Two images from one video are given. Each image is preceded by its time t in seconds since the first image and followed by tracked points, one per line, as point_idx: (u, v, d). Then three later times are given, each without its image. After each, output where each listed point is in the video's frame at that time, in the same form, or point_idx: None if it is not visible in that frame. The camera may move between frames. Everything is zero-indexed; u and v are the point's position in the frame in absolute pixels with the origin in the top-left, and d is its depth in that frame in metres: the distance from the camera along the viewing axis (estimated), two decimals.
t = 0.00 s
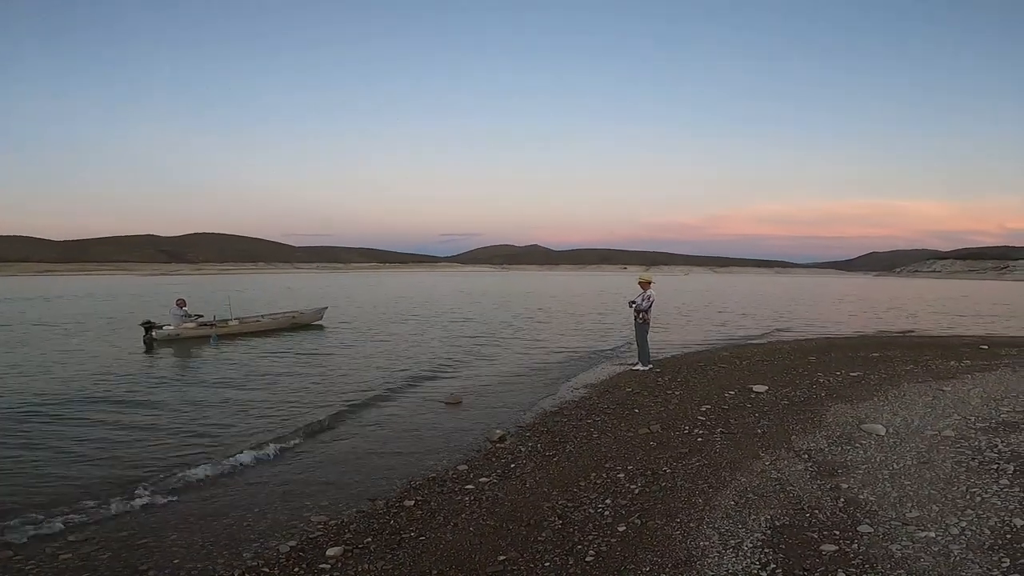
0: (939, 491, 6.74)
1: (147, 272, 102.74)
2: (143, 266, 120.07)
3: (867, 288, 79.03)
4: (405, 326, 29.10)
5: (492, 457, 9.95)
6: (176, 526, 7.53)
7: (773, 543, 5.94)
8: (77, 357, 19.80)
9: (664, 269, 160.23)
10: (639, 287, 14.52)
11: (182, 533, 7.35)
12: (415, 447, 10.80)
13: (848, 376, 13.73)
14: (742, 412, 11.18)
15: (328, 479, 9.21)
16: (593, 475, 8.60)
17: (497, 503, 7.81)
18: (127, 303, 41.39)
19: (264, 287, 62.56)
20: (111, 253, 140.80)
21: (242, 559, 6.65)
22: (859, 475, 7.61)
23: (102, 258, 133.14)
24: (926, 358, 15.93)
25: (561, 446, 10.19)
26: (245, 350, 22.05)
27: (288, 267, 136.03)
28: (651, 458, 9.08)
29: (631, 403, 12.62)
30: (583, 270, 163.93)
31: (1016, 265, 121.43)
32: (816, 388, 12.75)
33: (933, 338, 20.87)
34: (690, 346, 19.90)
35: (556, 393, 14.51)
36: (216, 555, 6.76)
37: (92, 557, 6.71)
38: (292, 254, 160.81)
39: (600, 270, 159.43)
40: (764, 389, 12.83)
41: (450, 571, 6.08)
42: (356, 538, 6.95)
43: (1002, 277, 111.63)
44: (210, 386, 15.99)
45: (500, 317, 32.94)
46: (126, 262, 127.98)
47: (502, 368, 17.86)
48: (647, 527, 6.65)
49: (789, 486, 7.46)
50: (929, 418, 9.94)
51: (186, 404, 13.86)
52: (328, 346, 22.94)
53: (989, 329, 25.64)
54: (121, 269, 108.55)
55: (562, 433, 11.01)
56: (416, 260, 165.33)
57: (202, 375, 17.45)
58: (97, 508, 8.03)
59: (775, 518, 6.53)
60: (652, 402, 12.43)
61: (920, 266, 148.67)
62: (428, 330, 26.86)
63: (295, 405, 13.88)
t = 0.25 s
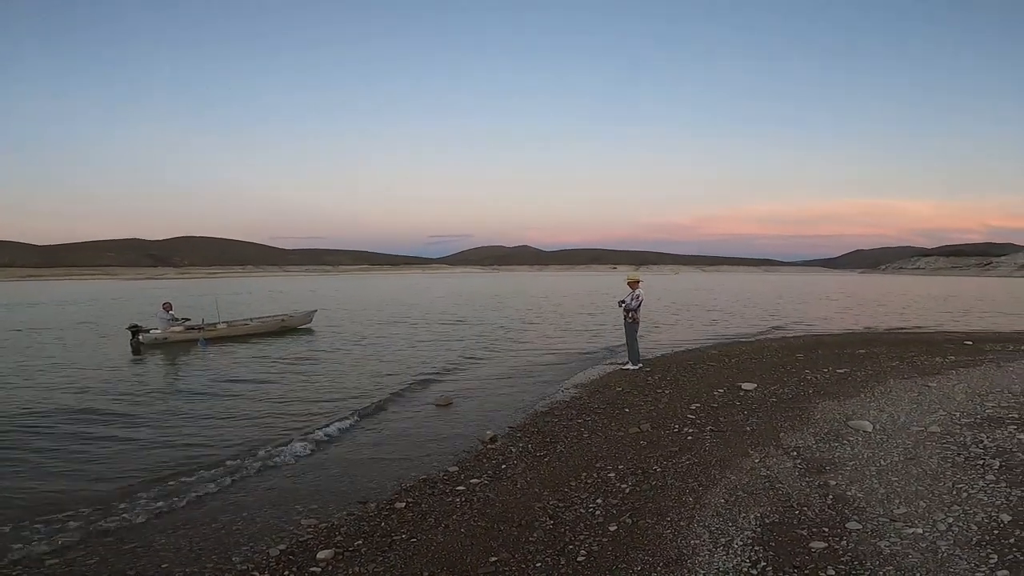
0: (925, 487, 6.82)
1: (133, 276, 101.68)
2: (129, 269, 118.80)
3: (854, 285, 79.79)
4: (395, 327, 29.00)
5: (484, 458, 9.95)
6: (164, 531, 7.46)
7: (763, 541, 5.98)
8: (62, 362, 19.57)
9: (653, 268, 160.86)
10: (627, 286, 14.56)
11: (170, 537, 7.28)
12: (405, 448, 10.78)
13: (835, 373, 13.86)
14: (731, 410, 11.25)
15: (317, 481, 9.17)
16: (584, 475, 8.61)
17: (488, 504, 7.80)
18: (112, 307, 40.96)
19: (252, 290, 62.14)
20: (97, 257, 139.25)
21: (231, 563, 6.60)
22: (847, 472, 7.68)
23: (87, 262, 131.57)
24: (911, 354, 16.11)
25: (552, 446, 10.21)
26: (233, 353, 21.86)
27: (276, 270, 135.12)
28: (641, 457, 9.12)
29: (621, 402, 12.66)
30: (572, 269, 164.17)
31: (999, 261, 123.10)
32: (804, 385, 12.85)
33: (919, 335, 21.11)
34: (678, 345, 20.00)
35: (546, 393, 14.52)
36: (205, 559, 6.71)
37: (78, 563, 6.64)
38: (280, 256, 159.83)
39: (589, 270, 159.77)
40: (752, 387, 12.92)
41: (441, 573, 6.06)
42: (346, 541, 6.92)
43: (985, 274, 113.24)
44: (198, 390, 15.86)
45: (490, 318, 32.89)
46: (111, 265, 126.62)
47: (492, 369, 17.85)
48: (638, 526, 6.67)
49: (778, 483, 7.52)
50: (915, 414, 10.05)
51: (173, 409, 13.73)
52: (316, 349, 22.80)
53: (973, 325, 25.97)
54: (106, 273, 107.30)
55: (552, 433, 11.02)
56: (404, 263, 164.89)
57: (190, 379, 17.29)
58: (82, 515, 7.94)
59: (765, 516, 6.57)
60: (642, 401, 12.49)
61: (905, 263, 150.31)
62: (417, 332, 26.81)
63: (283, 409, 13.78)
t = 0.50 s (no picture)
0: (910, 486, 6.89)
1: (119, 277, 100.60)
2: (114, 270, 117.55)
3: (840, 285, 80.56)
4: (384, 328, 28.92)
5: (473, 459, 9.95)
6: (148, 533, 7.41)
7: (750, 540, 6.03)
8: (46, 364, 19.34)
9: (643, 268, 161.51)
10: (617, 287, 14.63)
11: (155, 540, 7.21)
12: (394, 449, 10.76)
13: (822, 373, 14.00)
14: (719, 410, 11.32)
15: (306, 483, 9.13)
16: (574, 475, 8.63)
17: (478, 505, 7.80)
18: (98, 308, 40.54)
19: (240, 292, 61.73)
20: (82, 258, 137.69)
21: (217, 565, 6.55)
22: (833, 471, 7.76)
23: (71, 263, 130.05)
24: (896, 354, 16.29)
25: (542, 446, 10.23)
26: (220, 355, 21.73)
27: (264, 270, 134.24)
28: (630, 458, 9.15)
29: (611, 403, 12.71)
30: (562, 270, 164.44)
31: (982, 261, 124.79)
32: (791, 385, 12.97)
33: (904, 334, 21.35)
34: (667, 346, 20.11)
35: (536, 394, 14.55)
36: (191, 561, 6.66)
37: (62, 566, 6.56)
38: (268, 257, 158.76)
39: (579, 270, 160.16)
40: (740, 386, 13.03)
41: (430, 575, 6.06)
42: (334, 543, 6.89)
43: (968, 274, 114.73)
44: (186, 391, 15.74)
45: (479, 319, 32.90)
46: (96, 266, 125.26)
47: (482, 370, 17.86)
48: (627, 526, 6.70)
49: (766, 483, 7.58)
50: (900, 414, 10.17)
51: (160, 411, 13.62)
52: (305, 350, 22.72)
53: (957, 324, 26.31)
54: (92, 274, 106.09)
55: (542, 433, 11.04)
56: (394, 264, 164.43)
57: (177, 381, 17.15)
58: (65, 517, 7.86)
59: (752, 515, 6.63)
60: (631, 401, 12.55)
61: (891, 263, 152.00)
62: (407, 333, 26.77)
63: (272, 410, 13.72)
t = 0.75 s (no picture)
0: (891, 489, 7.01)
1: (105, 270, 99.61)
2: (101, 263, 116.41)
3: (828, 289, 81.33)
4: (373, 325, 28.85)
5: (461, 457, 9.98)
6: (131, 530, 7.37)
7: (734, 541, 6.11)
8: (31, 357, 19.14)
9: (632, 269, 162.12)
10: (606, 287, 14.72)
11: (137, 537, 7.18)
12: (382, 448, 10.76)
13: (807, 376, 14.16)
14: (706, 412, 11.42)
15: (292, 480, 9.11)
16: (561, 475, 8.68)
17: (465, 505, 7.82)
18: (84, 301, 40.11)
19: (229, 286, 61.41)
20: (67, 250, 136.21)
21: (200, 563, 6.52)
22: (817, 473, 7.86)
23: (55, 255, 128.38)
24: (880, 358, 16.50)
25: (529, 446, 10.27)
26: (208, 350, 21.60)
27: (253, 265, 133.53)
28: (617, 458, 9.22)
29: (599, 403, 12.78)
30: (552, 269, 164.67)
31: (966, 266, 126.38)
32: (777, 387, 13.11)
33: (889, 338, 21.61)
34: (656, 347, 20.23)
35: (525, 393, 14.60)
36: (173, 559, 6.63)
37: (41, 563, 6.51)
38: (257, 252, 157.93)
39: (569, 270, 160.46)
40: (727, 388, 13.15)
41: (417, 573, 6.08)
42: (320, 541, 6.89)
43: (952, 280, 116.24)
44: (174, 387, 15.64)
45: (469, 317, 32.90)
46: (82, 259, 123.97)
47: (471, 369, 17.89)
48: (613, 527, 6.75)
49: (751, 485, 7.66)
50: (883, 417, 10.31)
51: (147, 407, 13.52)
52: (294, 346, 22.63)
53: (940, 329, 26.65)
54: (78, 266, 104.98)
55: (530, 433, 11.09)
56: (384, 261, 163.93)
57: (163, 376, 17.04)
58: (47, 513, 7.81)
59: (737, 516, 6.71)
60: (619, 402, 12.63)
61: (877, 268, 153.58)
62: (397, 331, 26.72)
63: (260, 407, 13.68)
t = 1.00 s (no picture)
0: (887, 490, 7.04)
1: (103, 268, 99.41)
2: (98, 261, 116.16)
3: (825, 291, 81.54)
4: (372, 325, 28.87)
5: (459, 457, 10.01)
6: (128, 527, 7.38)
7: (731, 542, 6.14)
8: (29, 355, 19.12)
9: (630, 270, 162.29)
10: (605, 288, 14.76)
11: (133, 535, 7.19)
12: (380, 447, 10.77)
13: (804, 377, 14.22)
14: (703, 412, 11.46)
15: (289, 479, 9.13)
16: (559, 475, 8.70)
17: (462, 504, 7.85)
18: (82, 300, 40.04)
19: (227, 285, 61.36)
20: (65, 248, 135.91)
21: (196, 561, 6.53)
22: (813, 474, 7.90)
23: (53, 253, 128.21)
24: (877, 359, 16.57)
25: (527, 446, 10.30)
26: (206, 348, 21.60)
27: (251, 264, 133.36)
28: (615, 458, 9.25)
29: (596, 403, 12.81)
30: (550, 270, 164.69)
31: (963, 269, 126.73)
32: (775, 388, 13.16)
33: (885, 340, 21.70)
34: (653, 348, 20.29)
35: (523, 393, 14.64)
36: (169, 557, 6.65)
37: (37, 561, 6.52)
38: (256, 251, 157.80)
39: (567, 271, 160.53)
40: (724, 389, 13.20)
41: (414, 572, 6.10)
42: (317, 540, 6.91)
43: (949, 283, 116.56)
44: (172, 385, 15.63)
45: (467, 317, 32.93)
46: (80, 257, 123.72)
47: (469, 369, 17.92)
48: (610, 526, 6.78)
49: (747, 485, 7.70)
50: (878, 418, 10.36)
51: (145, 405, 13.52)
52: (292, 345, 22.63)
53: (937, 331, 26.76)
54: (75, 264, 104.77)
55: (528, 433, 11.12)
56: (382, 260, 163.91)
57: (161, 374, 17.04)
58: (44, 510, 7.82)
59: (733, 517, 6.74)
60: (616, 403, 12.67)
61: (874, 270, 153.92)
62: (395, 330, 26.73)
63: (258, 405, 13.70)
